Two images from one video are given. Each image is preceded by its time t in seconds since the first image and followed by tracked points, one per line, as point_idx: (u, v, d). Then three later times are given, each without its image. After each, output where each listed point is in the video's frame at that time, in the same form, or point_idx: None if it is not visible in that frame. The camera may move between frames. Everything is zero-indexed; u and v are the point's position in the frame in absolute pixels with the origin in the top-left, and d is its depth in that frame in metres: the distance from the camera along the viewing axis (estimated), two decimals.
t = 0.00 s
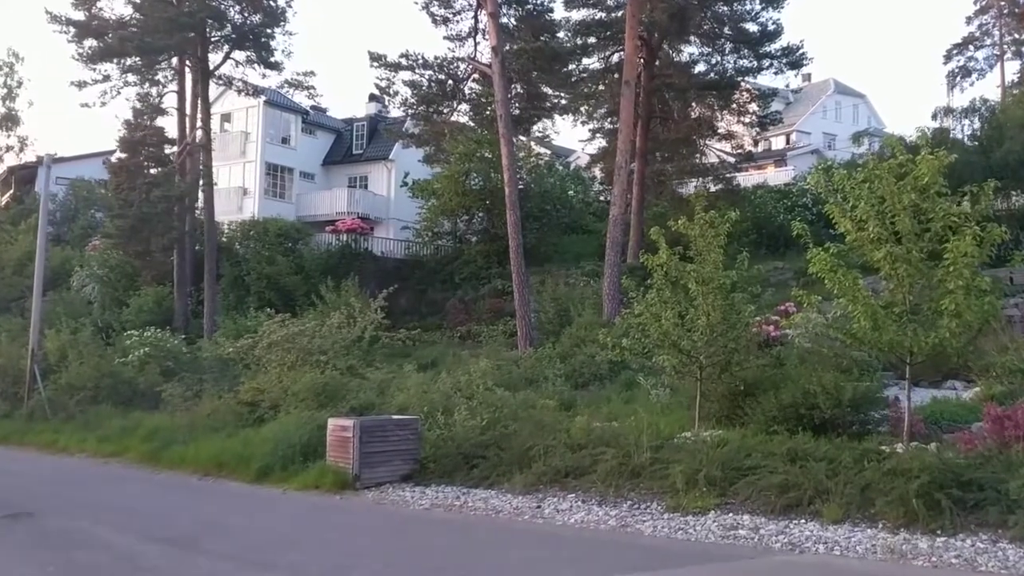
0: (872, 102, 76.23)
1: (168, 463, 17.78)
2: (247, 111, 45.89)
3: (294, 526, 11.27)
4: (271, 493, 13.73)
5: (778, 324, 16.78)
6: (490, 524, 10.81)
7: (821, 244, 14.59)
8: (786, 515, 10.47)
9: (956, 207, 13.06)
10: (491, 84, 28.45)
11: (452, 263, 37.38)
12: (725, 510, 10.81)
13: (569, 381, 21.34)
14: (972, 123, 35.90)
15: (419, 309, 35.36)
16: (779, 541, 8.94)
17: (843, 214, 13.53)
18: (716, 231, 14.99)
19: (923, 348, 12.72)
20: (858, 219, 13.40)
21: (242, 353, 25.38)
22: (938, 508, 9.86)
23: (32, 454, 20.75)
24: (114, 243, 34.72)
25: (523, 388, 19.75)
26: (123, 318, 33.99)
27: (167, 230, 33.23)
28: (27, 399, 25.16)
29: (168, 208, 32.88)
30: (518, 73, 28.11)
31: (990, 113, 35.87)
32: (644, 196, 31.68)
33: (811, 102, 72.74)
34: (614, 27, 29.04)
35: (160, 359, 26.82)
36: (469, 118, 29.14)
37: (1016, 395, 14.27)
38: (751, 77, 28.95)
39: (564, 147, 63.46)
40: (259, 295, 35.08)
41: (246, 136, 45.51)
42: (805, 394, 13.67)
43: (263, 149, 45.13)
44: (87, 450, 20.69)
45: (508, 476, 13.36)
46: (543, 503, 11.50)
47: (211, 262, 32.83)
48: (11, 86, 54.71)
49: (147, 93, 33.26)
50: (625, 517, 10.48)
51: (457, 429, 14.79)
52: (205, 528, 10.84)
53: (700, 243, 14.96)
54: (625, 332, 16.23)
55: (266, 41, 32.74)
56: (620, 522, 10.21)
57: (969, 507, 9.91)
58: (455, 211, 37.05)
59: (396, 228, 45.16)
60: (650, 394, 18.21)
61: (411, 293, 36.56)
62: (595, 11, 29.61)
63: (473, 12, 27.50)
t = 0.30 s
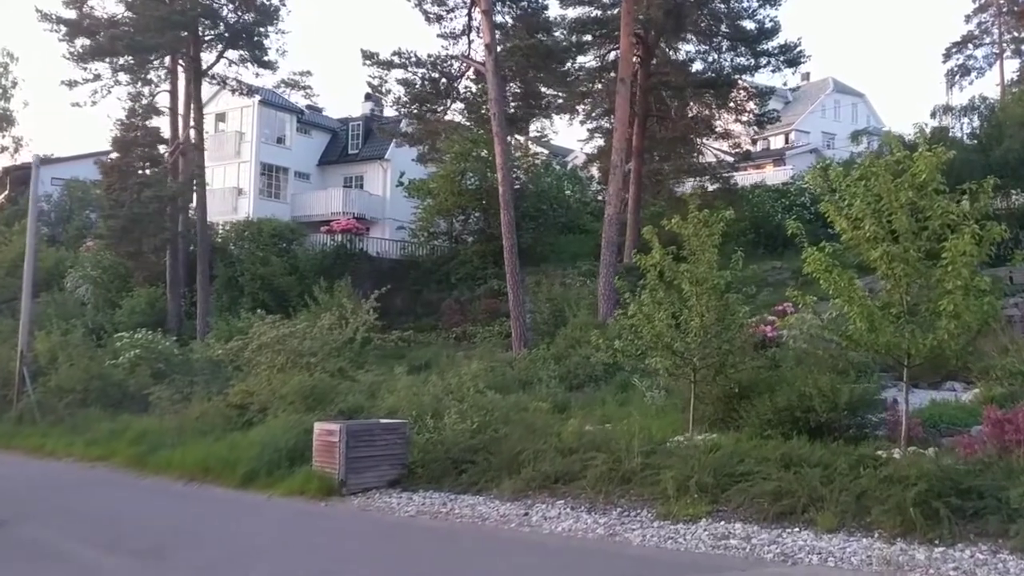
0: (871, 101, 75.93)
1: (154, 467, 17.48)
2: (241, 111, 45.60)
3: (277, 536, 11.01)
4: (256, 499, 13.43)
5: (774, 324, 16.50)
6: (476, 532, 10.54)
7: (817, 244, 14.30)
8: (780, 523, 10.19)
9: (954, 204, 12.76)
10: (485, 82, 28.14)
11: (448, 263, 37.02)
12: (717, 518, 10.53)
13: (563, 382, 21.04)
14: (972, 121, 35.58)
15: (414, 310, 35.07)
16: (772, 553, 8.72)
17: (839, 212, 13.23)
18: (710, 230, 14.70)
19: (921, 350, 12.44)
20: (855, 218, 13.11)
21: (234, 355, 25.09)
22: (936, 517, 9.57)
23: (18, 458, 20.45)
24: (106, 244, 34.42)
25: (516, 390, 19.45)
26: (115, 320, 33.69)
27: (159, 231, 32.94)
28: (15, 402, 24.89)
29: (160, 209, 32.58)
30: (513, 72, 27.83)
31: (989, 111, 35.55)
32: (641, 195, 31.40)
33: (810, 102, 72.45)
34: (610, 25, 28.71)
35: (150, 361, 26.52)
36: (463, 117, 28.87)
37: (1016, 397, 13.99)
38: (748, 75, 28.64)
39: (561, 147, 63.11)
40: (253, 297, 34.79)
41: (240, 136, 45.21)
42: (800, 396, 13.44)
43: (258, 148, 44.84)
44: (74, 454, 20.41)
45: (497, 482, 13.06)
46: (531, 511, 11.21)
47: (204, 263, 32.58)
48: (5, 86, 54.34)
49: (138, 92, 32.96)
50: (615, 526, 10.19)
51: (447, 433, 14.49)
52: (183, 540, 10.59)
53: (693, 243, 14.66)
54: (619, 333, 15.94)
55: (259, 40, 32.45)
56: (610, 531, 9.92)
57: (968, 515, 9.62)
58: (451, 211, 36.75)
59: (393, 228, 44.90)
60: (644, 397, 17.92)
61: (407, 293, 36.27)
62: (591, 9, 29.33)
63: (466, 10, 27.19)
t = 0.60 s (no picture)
0: (870, 100, 75.66)
1: (142, 471, 17.24)
2: (237, 110, 45.29)
3: (262, 544, 10.79)
4: (242, 506, 13.18)
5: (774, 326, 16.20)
6: (463, 540, 10.30)
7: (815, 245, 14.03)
8: (774, 533, 9.95)
9: (954, 205, 12.48)
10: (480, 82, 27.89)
11: (444, 263, 36.73)
12: (710, 527, 10.29)
13: (558, 385, 20.77)
14: (973, 120, 35.26)
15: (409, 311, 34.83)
16: (766, 567, 8.63)
17: (837, 212, 12.97)
18: (705, 230, 14.43)
19: (921, 354, 12.17)
20: (852, 219, 12.84)
21: (225, 357, 24.83)
22: (936, 527, 9.31)
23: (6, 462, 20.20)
24: (99, 245, 34.16)
25: (509, 394, 19.20)
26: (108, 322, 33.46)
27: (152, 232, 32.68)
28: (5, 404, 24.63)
29: (152, 209, 32.27)
30: (508, 71, 27.58)
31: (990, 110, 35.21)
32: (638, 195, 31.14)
33: (809, 101, 72.22)
34: (606, 23, 28.40)
35: (142, 363, 26.29)
36: (457, 117, 28.60)
37: (1017, 401, 13.74)
38: (746, 73, 28.36)
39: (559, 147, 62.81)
40: (248, 298, 34.54)
41: (235, 136, 44.92)
42: (797, 401, 13.25)
43: (254, 148, 44.55)
44: (62, 458, 20.17)
45: (487, 488, 12.81)
46: (520, 520, 10.98)
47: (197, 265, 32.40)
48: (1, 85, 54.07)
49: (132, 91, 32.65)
50: (606, 536, 9.95)
51: (438, 437, 14.23)
52: (166, 549, 10.38)
53: (687, 243, 14.38)
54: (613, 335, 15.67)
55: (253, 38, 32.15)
56: (600, 542, 9.69)
57: (969, 526, 9.37)
58: (448, 211, 36.43)
59: (389, 228, 44.62)
60: (641, 400, 17.67)
61: (402, 294, 36.03)
62: (588, 7, 29.06)
63: (461, 8, 26.93)
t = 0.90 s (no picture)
0: (878, 99, 75.23)
1: (138, 471, 17.04)
2: (241, 109, 45.16)
3: (251, 545, 10.60)
4: (237, 506, 12.97)
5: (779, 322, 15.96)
6: (460, 542, 10.06)
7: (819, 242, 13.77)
8: (778, 536, 9.69)
9: (964, 199, 12.16)
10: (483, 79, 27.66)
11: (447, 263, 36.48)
12: (712, 530, 10.04)
13: (560, 385, 20.51)
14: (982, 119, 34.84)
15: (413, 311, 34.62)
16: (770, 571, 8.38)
17: (843, 207, 12.79)
18: (709, 226, 14.16)
19: (929, 353, 12.13)
20: (860, 214, 12.61)
21: (226, 356, 24.63)
22: (946, 531, 9.05)
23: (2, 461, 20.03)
24: (100, 244, 34.01)
25: (511, 394, 18.95)
26: (110, 321, 33.33)
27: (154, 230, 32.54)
28: (3, 403, 24.44)
29: (154, 207, 32.08)
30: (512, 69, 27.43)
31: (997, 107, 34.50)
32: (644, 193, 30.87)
33: (815, 100, 71.81)
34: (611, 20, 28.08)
35: (143, 362, 26.14)
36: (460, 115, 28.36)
37: None
38: (753, 71, 28.03)
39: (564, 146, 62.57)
40: (252, 298, 34.27)
41: (240, 135, 44.79)
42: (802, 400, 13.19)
43: (258, 147, 44.43)
44: (59, 458, 19.99)
45: (485, 490, 12.59)
46: (518, 522, 10.74)
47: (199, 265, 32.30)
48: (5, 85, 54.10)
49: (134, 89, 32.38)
50: (606, 539, 9.71)
51: (436, 437, 13.99)
52: (158, 549, 10.16)
53: (691, 239, 14.09)
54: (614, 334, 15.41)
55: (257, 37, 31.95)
56: (600, 545, 9.44)
57: (980, 530, 9.11)
58: (451, 211, 35.74)
59: (393, 227, 44.07)
60: (643, 400, 17.41)
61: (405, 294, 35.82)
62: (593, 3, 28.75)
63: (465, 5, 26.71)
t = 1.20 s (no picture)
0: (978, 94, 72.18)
1: (222, 474, 17.36)
2: (327, 118, 45.97)
3: (320, 550, 10.58)
4: (313, 511, 13.03)
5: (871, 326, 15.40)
6: (529, 553, 9.84)
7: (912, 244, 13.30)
8: (866, 555, 9.23)
9: None
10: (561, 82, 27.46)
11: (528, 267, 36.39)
12: (793, 546, 9.63)
13: (641, 392, 20.13)
14: None
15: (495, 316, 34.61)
16: None
17: (936, 206, 12.30)
18: (793, 227, 13.67)
19: None
20: (955, 214, 12.09)
21: (309, 361, 24.98)
22: None
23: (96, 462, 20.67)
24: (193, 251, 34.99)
25: (590, 401, 18.67)
26: (201, 327, 34.26)
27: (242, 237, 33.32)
28: (99, 406, 25.19)
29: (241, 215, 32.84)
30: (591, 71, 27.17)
31: None
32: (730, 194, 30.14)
33: (911, 97, 69.31)
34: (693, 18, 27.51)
35: (230, 366, 26.75)
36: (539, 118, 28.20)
37: None
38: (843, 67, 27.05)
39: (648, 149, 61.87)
40: (338, 303, 34.64)
41: (326, 143, 45.46)
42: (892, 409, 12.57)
43: (343, 155, 45.17)
44: (150, 460, 20.54)
45: (560, 499, 12.39)
46: (591, 534, 10.47)
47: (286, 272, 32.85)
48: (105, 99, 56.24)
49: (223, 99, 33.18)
50: (682, 554, 9.37)
51: (512, 443, 13.83)
52: (226, 554, 10.17)
53: (774, 241, 13.62)
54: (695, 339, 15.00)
55: (339, 46, 32.45)
56: (675, 560, 9.08)
57: None
58: (531, 214, 35.80)
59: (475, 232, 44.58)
60: (726, 407, 16.91)
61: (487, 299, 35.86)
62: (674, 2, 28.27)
63: (544, 7, 26.56)
